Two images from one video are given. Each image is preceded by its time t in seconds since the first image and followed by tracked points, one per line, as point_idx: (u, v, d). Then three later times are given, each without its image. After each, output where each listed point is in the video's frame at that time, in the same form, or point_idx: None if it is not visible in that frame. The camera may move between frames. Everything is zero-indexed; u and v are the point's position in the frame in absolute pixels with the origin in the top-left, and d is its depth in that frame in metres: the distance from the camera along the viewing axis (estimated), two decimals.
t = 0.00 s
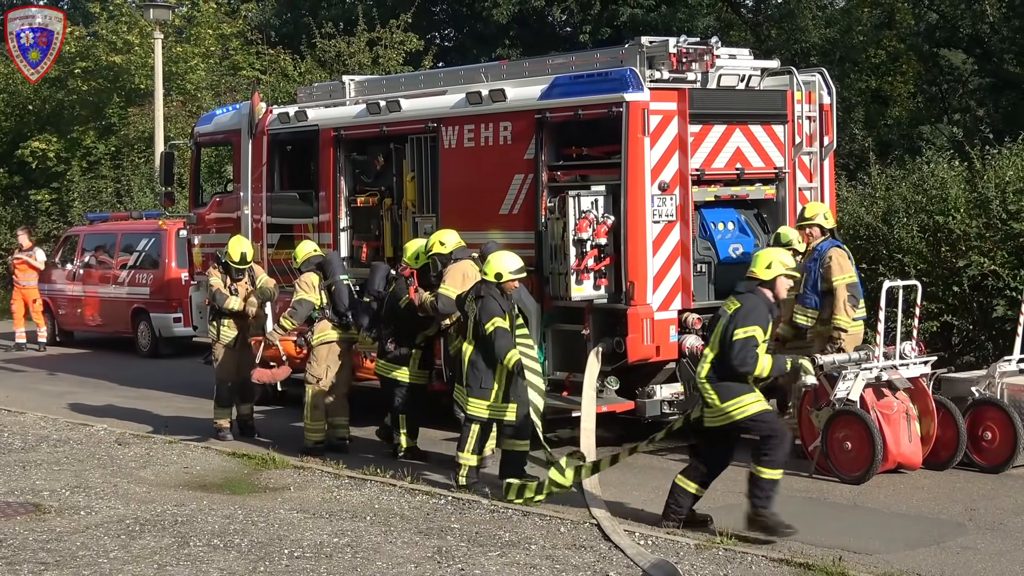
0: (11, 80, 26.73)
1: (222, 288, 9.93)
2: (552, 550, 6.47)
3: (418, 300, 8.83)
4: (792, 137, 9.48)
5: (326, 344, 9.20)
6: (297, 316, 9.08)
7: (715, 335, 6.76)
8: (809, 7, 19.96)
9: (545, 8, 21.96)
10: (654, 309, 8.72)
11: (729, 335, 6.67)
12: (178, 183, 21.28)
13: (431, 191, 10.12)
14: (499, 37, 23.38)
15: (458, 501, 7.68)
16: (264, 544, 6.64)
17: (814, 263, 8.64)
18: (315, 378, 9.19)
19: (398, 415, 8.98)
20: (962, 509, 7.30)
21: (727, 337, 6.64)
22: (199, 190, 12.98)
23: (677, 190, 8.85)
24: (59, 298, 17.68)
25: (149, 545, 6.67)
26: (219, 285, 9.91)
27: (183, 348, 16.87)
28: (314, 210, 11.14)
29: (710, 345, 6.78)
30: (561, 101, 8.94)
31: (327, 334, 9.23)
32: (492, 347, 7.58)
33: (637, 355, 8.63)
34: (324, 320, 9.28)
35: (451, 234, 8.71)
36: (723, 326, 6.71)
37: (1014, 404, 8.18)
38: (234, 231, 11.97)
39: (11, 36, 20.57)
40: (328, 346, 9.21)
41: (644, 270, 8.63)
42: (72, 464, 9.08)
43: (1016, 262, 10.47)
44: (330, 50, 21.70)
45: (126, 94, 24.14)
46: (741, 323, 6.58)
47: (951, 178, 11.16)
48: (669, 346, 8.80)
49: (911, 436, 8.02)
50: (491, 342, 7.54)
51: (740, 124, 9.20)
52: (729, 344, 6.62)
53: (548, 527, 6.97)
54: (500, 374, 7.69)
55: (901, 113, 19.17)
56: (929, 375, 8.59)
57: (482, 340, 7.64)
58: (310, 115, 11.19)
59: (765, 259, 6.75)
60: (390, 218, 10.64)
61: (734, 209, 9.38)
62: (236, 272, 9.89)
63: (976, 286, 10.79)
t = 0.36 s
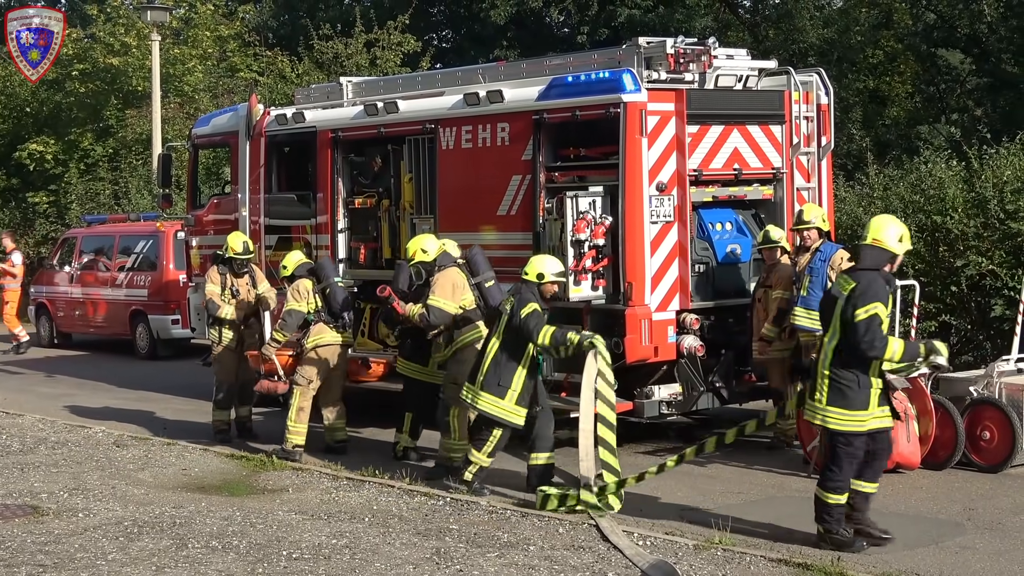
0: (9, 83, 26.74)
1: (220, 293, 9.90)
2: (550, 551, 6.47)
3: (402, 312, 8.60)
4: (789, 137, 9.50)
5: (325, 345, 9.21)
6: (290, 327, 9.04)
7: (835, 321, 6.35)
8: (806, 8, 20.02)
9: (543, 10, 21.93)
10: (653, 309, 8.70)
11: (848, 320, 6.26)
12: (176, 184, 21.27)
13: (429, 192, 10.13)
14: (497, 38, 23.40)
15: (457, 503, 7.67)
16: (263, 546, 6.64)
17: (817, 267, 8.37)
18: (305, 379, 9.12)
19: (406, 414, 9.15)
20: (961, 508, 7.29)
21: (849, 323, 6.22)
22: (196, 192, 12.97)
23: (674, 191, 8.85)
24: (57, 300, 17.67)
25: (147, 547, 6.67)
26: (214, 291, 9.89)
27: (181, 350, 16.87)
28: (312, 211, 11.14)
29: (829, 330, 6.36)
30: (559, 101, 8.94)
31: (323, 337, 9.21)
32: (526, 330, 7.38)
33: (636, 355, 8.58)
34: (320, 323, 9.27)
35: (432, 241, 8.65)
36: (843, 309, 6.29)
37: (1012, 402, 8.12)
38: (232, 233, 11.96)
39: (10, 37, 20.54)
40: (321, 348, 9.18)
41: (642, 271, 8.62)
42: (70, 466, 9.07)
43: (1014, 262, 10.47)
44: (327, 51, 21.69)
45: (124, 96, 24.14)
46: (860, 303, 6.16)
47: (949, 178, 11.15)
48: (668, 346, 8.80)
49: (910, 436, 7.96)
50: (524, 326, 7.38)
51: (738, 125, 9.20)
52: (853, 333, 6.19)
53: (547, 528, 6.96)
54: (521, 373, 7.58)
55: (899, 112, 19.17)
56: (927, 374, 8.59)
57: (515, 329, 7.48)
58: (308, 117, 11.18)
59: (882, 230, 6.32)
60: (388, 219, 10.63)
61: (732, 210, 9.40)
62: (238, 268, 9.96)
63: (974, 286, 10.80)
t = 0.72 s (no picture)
0: (7, 86, 26.78)
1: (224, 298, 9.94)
2: (549, 552, 6.47)
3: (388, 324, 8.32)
4: (787, 137, 9.48)
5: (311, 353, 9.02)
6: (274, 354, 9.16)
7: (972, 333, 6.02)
8: (803, 9, 20.08)
9: (540, 11, 21.84)
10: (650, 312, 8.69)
11: (991, 333, 5.96)
12: (173, 187, 21.29)
13: (427, 195, 10.13)
14: (494, 40, 23.43)
15: (456, 504, 7.67)
16: (262, 549, 6.64)
17: (812, 267, 8.53)
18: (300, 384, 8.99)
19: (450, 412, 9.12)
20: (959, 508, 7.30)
21: (996, 335, 5.93)
22: (194, 195, 12.97)
23: (672, 192, 8.84)
24: (55, 303, 17.66)
25: (146, 550, 6.67)
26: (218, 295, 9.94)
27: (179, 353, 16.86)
28: (310, 214, 11.14)
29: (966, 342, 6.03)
30: (556, 103, 8.95)
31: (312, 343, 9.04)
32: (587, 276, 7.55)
33: (635, 356, 8.66)
34: (308, 329, 9.05)
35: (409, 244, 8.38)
36: (984, 321, 5.99)
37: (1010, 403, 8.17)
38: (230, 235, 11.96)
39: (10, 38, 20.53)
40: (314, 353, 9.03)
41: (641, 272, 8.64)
42: (69, 469, 9.07)
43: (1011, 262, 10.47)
44: (324, 53, 21.70)
45: (122, 99, 24.14)
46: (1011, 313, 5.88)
47: (946, 178, 11.16)
48: (666, 347, 8.78)
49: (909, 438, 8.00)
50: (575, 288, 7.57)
51: (736, 126, 9.20)
52: (1002, 345, 5.91)
53: (546, 530, 6.96)
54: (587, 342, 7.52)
55: (896, 113, 19.20)
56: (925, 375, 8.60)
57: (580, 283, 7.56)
58: (305, 119, 11.19)
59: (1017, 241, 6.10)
60: (386, 221, 10.65)
61: (730, 210, 9.38)
62: (242, 272, 10.00)
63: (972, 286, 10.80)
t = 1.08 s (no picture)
0: (6, 87, 26.77)
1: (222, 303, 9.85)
2: (548, 554, 6.46)
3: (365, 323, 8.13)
4: (785, 138, 9.46)
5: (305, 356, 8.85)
6: (270, 359, 9.26)
7: None
8: (801, 10, 20.10)
9: (538, 12, 21.57)
10: (650, 312, 8.74)
11: None
12: (172, 188, 21.28)
13: (426, 196, 10.13)
14: (492, 41, 23.42)
15: (455, 505, 7.66)
16: (260, 550, 6.63)
17: (793, 274, 8.44)
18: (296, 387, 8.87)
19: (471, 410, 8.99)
20: (958, 509, 7.31)
21: None
22: (193, 197, 12.96)
23: (670, 193, 8.86)
24: (54, 305, 17.65)
25: (144, 551, 6.66)
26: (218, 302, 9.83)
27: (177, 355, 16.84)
28: (308, 215, 11.14)
29: None
30: (554, 104, 8.96)
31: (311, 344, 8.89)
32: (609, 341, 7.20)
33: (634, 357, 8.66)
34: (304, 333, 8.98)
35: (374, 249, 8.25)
36: None
37: (1009, 404, 8.15)
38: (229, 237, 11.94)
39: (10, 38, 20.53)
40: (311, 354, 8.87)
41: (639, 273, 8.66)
42: (67, 471, 9.06)
43: (1010, 263, 10.47)
44: (323, 55, 21.70)
45: (120, 100, 24.15)
46: None
47: (945, 180, 11.15)
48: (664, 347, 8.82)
49: (907, 438, 7.99)
50: (603, 340, 7.20)
51: (734, 126, 9.17)
52: None
53: (545, 531, 6.96)
54: (608, 381, 7.25)
55: (895, 114, 19.18)
56: (923, 376, 8.59)
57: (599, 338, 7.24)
58: (304, 121, 11.19)
59: None
60: (384, 223, 10.63)
61: (728, 211, 9.37)
62: (240, 281, 9.88)
63: (970, 287, 10.81)
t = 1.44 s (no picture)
0: (4, 88, 26.80)
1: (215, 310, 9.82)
2: (547, 555, 6.46)
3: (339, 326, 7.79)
4: (784, 139, 9.41)
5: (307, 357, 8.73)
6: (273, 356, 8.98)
7: None
8: (799, 11, 20.11)
9: (536, 13, 21.82)
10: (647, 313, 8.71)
11: None
12: (170, 189, 21.30)
13: (424, 197, 10.12)
14: (491, 42, 23.40)
15: (454, 506, 7.66)
16: (259, 551, 6.63)
17: (767, 272, 8.18)
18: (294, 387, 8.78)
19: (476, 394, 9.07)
20: (956, 510, 7.31)
21: None
22: (190, 197, 12.95)
23: (669, 194, 8.86)
24: (52, 306, 17.63)
25: (143, 552, 6.66)
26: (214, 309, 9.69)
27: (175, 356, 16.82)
28: (307, 215, 11.13)
29: None
30: (553, 105, 8.96)
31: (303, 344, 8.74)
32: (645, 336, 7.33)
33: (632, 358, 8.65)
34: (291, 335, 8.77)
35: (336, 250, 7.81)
36: None
37: (1007, 405, 8.12)
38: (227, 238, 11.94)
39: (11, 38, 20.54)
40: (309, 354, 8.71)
41: (637, 275, 8.66)
42: (66, 472, 9.05)
43: (1008, 264, 10.48)
44: (322, 55, 21.68)
45: (118, 101, 24.14)
46: None
47: (943, 180, 11.15)
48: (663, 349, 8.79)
49: (905, 438, 8.02)
50: (640, 334, 7.34)
51: (733, 127, 9.15)
52: None
53: (544, 532, 6.95)
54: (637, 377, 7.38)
55: (893, 115, 19.17)
56: (921, 377, 8.54)
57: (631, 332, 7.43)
58: (302, 121, 11.18)
59: None
60: (382, 224, 10.62)
61: (727, 212, 9.24)
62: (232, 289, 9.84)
63: (969, 288, 10.81)
